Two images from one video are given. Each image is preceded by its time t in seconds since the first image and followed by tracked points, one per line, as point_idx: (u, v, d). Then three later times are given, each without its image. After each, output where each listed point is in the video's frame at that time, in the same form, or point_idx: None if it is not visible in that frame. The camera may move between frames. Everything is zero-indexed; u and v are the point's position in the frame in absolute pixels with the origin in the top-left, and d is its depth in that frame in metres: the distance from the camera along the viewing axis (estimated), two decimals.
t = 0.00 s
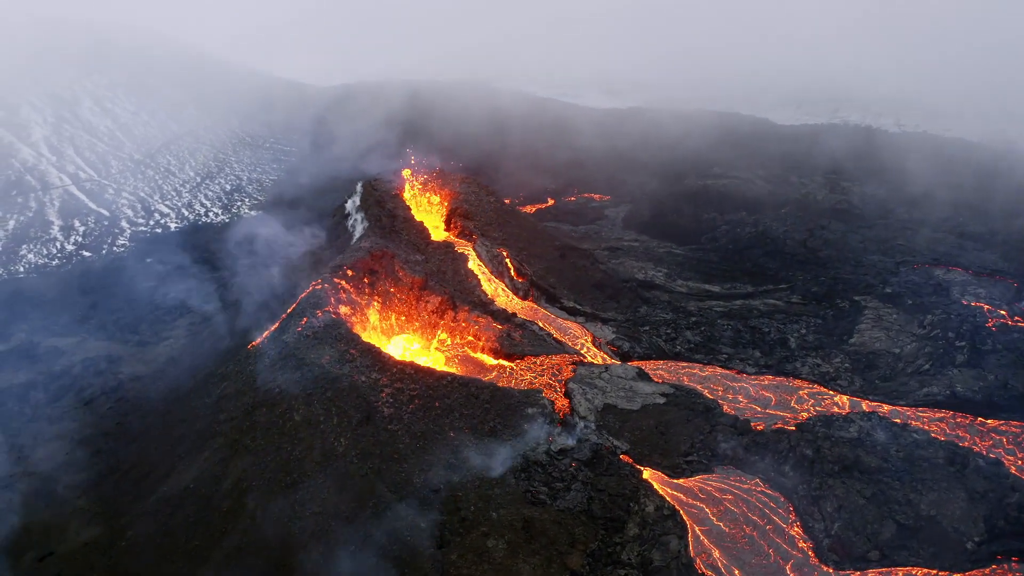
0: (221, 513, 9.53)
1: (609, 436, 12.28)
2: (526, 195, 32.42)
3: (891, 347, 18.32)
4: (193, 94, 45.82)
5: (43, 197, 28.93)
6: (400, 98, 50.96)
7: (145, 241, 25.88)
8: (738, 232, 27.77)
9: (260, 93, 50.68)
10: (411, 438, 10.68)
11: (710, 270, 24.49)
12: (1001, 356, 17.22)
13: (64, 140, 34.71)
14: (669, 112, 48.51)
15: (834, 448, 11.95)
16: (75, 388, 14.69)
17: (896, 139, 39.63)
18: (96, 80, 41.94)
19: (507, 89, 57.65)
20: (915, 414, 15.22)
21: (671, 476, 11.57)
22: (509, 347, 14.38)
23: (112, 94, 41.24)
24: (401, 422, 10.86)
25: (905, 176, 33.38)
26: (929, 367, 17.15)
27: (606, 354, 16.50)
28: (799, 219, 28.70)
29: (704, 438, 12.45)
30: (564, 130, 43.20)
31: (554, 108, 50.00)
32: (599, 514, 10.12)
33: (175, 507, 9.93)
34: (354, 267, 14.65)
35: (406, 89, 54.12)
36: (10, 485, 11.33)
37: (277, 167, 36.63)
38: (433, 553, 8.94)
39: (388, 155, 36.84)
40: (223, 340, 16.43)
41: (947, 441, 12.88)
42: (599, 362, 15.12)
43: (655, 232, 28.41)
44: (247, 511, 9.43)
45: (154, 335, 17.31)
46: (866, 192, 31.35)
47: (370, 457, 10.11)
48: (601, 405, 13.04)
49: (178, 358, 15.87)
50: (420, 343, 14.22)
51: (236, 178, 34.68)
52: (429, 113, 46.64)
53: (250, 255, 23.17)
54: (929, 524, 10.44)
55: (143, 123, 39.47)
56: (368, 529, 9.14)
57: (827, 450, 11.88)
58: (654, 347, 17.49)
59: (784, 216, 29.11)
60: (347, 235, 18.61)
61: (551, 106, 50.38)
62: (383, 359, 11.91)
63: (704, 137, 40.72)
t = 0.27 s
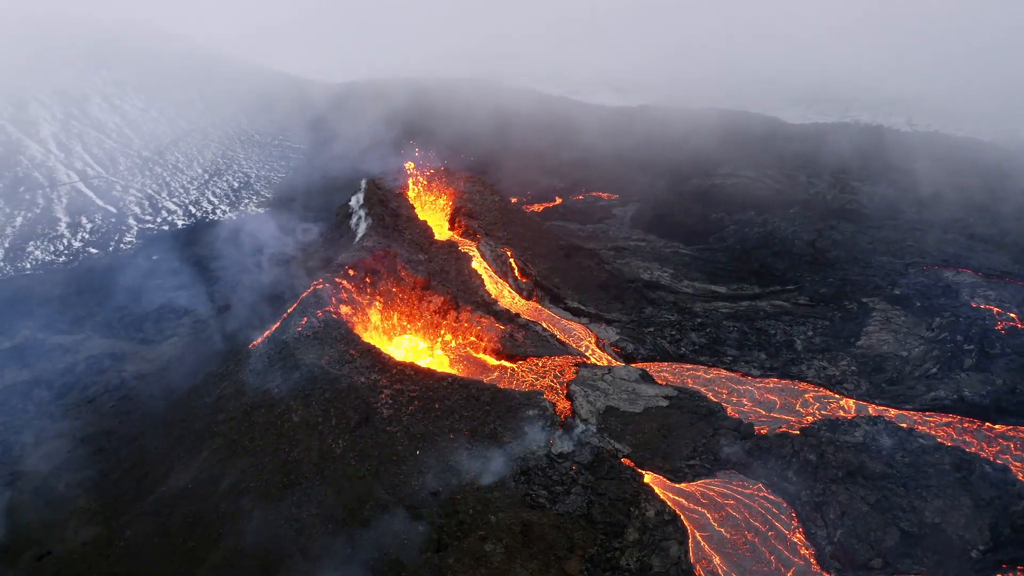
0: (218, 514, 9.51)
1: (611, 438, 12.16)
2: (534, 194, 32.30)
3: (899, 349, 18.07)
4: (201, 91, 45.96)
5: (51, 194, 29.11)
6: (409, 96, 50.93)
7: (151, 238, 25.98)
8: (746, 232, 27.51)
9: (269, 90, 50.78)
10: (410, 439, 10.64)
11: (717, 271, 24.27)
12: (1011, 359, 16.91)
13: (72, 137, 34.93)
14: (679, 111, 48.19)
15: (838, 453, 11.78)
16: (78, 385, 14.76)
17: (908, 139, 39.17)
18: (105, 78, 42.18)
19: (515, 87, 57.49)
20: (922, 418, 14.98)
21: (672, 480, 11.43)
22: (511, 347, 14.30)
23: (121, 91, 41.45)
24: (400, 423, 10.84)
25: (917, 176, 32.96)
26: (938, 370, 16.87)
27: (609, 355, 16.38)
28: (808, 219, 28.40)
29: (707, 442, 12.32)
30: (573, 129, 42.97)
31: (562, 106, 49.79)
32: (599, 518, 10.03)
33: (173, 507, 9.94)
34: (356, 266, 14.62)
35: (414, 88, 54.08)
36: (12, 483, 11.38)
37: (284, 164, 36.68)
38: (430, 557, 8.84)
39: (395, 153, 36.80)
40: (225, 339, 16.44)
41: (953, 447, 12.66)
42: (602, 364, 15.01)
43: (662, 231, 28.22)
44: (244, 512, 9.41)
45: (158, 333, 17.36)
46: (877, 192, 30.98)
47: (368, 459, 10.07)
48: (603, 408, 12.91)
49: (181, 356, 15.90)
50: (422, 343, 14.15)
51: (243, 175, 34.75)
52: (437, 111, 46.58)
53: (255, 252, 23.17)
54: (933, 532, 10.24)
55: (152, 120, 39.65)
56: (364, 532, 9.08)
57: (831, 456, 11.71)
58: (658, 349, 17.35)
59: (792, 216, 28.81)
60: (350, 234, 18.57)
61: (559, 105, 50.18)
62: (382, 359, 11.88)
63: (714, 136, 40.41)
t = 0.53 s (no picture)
0: (215, 516, 9.48)
1: (612, 442, 12.01)
2: (541, 193, 32.17)
3: (906, 353, 17.82)
4: (210, 88, 46.11)
5: (59, 192, 29.29)
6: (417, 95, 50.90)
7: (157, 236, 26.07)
8: (753, 232, 27.25)
9: (277, 87, 50.87)
10: (409, 442, 10.62)
11: (724, 271, 24.05)
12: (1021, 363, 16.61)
13: (81, 134, 35.13)
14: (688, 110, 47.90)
15: (841, 459, 11.62)
16: (81, 384, 14.82)
17: (919, 139, 38.72)
18: (114, 75, 42.39)
19: (523, 85, 57.39)
20: (929, 423, 14.73)
21: (674, 484, 11.29)
22: (513, 349, 14.20)
23: (130, 88, 41.64)
24: (399, 425, 10.84)
25: (928, 176, 32.55)
26: (946, 374, 16.60)
27: (613, 357, 16.25)
28: (817, 219, 28.10)
29: (709, 446, 12.20)
30: (581, 128, 42.79)
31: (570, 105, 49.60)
32: (598, 523, 9.93)
33: (171, 508, 9.92)
34: (357, 267, 14.59)
35: (422, 87, 54.07)
36: (13, 481, 11.42)
37: (290, 163, 36.73)
38: (427, 560, 8.68)
39: (402, 151, 36.77)
40: (228, 338, 16.45)
41: (960, 453, 12.43)
42: (605, 366, 14.89)
43: (669, 231, 28.03)
44: (241, 514, 9.38)
45: (161, 331, 17.41)
46: (887, 193, 30.62)
47: (365, 461, 10.00)
48: (605, 411, 12.74)
49: (183, 355, 15.93)
50: (425, 343, 14.09)
51: (250, 173, 34.82)
52: (445, 110, 46.54)
53: (260, 250, 23.17)
54: (937, 540, 10.01)
55: (160, 117, 39.83)
56: (359, 534, 8.94)
57: (834, 461, 11.55)
58: (662, 350, 17.21)
59: (801, 216, 28.53)
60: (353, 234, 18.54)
61: (567, 104, 49.99)
62: (381, 361, 11.89)
63: (723, 136, 40.13)
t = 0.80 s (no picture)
0: (208, 519, 9.45)
1: (611, 447, 11.85)
2: (546, 193, 32.07)
3: (911, 358, 17.60)
4: (216, 87, 46.25)
5: (65, 190, 29.42)
6: (423, 94, 50.90)
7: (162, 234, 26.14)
8: (759, 233, 27.02)
9: (283, 86, 50.96)
10: (404, 447, 10.58)
11: (729, 273, 23.86)
12: None
13: (87, 132, 35.29)
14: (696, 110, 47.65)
15: (842, 466, 11.43)
16: (81, 383, 14.84)
17: (929, 140, 38.35)
18: (122, 73, 42.59)
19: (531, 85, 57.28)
20: (933, 430, 14.50)
21: (672, 491, 11.13)
22: (512, 351, 14.10)
23: (137, 87, 41.81)
24: (395, 429, 10.82)
25: (938, 177, 32.23)
26: (951, 380, 16.36)
27: (613, 360, 16.13)
28: (825, 221, 27.86)
29: (709, 452, 12.08)
30: (588, 128, 42.66)
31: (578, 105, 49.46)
32: (594, 529, 9.81)
33: (165, 511, 9.90)
34: (356, 268, 14.53)
35: (429, 86, 54.04)
36: (11, 481, 11.43)
37: (296, 162, 36.76)
38: (420, 566, 8.60)
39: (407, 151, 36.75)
40: (228, 339, 16.44)
41: (964, 461, 12.23)
42: (605, 369, 14.77)
43: (675, 232, 27.89)
44: (234, 518, 9.33)
45: (162, 330, 17.43)
46: (896, 194, 30.30)
47: (360, 465, 9.95)
48: (604, 415, 12.55)
49: (184, 355, 15.93)
50: (423, 346, 14.02)
51: (256, 172, 34.87)
52: (452, 111, 46.54)
53: (263, 250, 23.19)
54: (939, 550, 9.79)
55: (167, 116, 39.97)
56: (352, 539, 8.88)
57: (835, 469, 11.37)
58: (663, 354, 17.07)
59: (808, 217, 28.27)
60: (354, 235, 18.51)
61: (574, 103, 49.84)
62: (378, 365, 11.88)
63: (732, 136, 39.92)
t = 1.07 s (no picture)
0: (202, 523, 9.42)
1: (609, 452, 11.76)
2: (552, 193, 32.03)
3: (915, 362, 17.41)
4: (222, 86, 46.37)
5: (69, 189, 29.53)
6: (428, 95, 50.95)
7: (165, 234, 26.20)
8: (764, 235, 26.86)
9: (289, 86, 51.07)
10: (399, 451, 10.52)
11: (732, 275, 23.72)
12: None
13: (92, 132, 35.41)
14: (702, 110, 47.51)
15: (842, 473, 11.29)
16: (80, 384, 14.86)
17: (936, 141, 38.09)
18: (128, 73, 42.76)
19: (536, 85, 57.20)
20: (937, 436, 14.33)
21: (670, 496, 11.03)
22: (511, 354, 14.00)
23: (143, 86, 41.97)
24: (390, 433, 10.77)
25: (945, 178, 32.00)
26: (956, 385, 16.16)
27: (613, 364, 16.02)
28: (830, 223, 27.70)
29: (708, 457, 11.95)
30: (593, 128, 42.57)
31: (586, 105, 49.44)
32: (590, 536, 9.73)
33: (160, 514, 9.88)
34: (354, 271, 14.51)
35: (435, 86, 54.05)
36: (9, 482, 11.44)
37: (300, 162, 36.81)
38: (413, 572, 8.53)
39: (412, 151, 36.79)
40: (229, 340, 16.45)
41: (967, 467, 12.06)
42: (605, 373, 14.67)
43: (681, 232, 27.85)
44: (228, 521, 9.30)
45: (163, 331, 17.44)
46: (902, 195, 30.08)
47: (354, 469, 9.92)
48: (602, 420, 12.45)
49: (184, 356, 15.93)
50: (421, 349, 13.94)
51: (260, 172, 34.92)
52: (458, 111, 46.58)
53: (265, 251, 23.22)
54: (940, 559, 9.62)
55: (172, 115, 40.09)
56: (345, 544, 8.83)
57: (835, 475, 11.23)
58: (664, 357, 16.95)
59: (813, 218, 28.09)
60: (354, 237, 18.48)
61: (580, 103, 49.76)
62: (374, 368, 11.84)
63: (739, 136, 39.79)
